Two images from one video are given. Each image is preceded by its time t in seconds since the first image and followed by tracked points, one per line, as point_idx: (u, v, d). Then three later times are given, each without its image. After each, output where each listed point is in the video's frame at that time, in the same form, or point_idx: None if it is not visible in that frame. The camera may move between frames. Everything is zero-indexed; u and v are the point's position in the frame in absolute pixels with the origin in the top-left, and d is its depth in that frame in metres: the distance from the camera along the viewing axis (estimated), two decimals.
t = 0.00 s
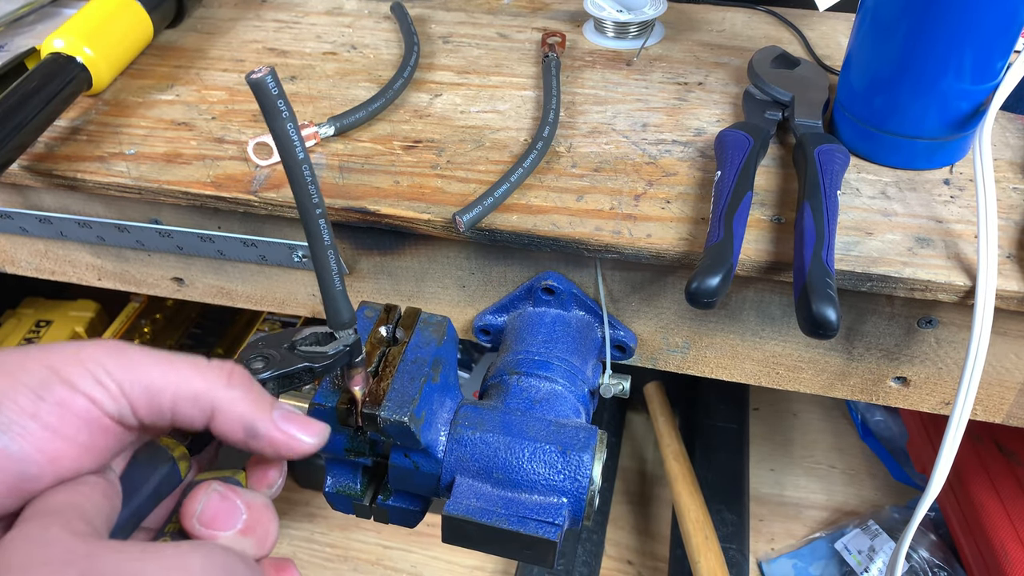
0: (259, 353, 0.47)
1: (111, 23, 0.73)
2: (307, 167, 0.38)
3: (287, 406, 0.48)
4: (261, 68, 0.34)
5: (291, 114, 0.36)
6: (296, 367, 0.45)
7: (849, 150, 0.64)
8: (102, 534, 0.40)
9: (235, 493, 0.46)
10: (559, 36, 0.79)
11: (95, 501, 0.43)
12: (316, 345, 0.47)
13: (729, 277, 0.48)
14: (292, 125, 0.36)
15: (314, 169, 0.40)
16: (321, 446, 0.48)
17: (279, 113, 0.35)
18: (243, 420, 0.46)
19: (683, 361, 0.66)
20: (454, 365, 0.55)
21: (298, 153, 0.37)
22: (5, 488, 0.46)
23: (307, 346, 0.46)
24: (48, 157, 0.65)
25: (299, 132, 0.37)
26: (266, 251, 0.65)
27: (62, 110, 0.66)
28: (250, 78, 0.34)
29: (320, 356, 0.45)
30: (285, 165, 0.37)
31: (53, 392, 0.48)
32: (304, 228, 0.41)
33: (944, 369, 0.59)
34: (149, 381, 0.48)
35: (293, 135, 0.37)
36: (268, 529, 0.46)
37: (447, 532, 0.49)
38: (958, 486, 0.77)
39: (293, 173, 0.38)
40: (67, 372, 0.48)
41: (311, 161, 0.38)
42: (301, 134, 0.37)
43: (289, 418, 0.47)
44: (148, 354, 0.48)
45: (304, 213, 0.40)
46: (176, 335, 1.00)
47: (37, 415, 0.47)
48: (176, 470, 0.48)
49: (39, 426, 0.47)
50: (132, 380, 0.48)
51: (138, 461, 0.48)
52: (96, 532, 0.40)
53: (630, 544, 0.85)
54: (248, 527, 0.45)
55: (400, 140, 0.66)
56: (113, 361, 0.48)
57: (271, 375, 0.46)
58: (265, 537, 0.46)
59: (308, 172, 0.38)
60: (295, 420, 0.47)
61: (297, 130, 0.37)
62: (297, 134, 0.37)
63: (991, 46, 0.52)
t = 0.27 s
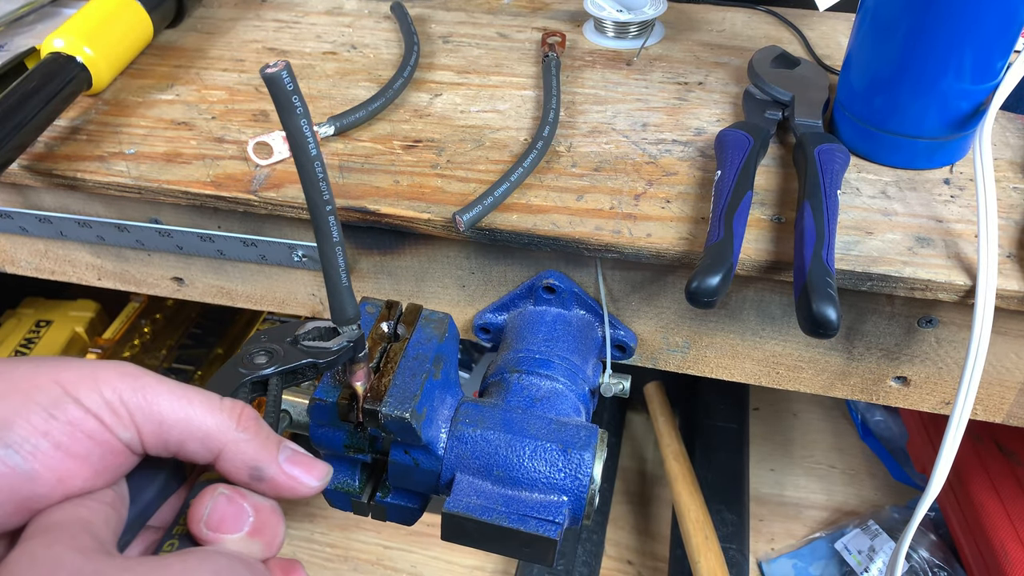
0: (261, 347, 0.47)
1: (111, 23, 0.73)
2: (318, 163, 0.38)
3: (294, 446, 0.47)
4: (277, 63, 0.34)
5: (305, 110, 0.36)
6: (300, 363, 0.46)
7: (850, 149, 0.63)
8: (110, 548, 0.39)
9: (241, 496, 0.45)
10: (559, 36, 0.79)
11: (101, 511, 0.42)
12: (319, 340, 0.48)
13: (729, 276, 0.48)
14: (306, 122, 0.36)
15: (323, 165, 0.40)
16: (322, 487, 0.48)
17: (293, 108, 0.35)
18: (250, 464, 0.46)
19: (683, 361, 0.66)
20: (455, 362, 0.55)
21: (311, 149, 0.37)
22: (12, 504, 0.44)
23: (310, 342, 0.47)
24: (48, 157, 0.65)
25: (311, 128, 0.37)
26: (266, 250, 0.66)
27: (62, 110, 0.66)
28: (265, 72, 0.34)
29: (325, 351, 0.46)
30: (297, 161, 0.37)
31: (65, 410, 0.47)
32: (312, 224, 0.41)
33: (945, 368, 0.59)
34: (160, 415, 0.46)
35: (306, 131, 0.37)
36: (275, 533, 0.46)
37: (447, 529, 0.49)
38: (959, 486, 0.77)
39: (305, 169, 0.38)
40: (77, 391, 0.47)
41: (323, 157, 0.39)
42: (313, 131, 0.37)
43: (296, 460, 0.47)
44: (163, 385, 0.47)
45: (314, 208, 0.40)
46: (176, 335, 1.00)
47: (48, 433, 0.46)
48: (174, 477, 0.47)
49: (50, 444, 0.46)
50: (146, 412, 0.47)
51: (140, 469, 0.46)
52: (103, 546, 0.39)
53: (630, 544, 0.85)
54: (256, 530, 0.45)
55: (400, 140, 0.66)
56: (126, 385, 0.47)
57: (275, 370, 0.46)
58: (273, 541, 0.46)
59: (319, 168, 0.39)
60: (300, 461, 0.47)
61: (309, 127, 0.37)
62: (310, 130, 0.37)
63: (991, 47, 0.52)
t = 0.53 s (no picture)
0: (262, 345, 0.47)
1: (111, 23, 0.73)
2: (318, 160, 0.39)
3: (288, 437, 0.46)
4: (276, 59, 0.35)
5: (304, 107, 0.36)
6: (300, 360, 0.46)
7: (850, 149, 0.63)
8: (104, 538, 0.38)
9: (239, 486, 0.44)
10: (559, 36, 0.79)
11: (96, 502, 0.40)
12: (319, 338, 0.48)
13: (729, 275, 0.48)
14: (305, 118, 0.37)
15: (323, 161, 0.40)
16: (317, 478, 0.47)
17: (293, 104, 0.36)
18: (243, 451, 0.45)
19: (683, 361, 0.66)
20: (455, 361, 0.55)
21: (310, 145, 0.38)
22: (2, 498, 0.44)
23: (310, 339, 0.47)
24: (48, 156, 0.65)
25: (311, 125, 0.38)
26: (266, 250, 0.66)
27: (62, 109, 0.66)
28: (265, 68, 0.34)
29: (324, 350, 0.46)
30: (295, 158, 0.38)
31: (51, 402, 0.46)
32: (312, 219, 0.42)
33: (945, 368, 0.59)
34: (150, 402, 0.46)
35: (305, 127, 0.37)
36: (274, 523, 0.45)
37: (446, 528, 0.49)
38: (959, 486, 0.77)
39: (304, 165, 0.38)
40: (65, 382, 0.46)
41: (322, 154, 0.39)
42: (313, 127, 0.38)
43: (290, 449, 0.46)
44: (154, 373, 0.46)
45: (313, 205, 0.41)
46: (176, 335, 1.00)
47: (33, 425, 0.46)
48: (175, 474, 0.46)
49: (35, 436, 0.45)
50: (136, 400, 0.46)
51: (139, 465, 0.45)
52: (97, 536, 0.38)
53: (630, 544, 0.85)
54: (254, 520, 0.44)
55: (400, 139, 0.66)
56: (114, 374, 0.46)
57: (275, 368, 0.46)
58: (273, 531, 0.45)
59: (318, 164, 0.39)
60: (295, 450, 0.46)
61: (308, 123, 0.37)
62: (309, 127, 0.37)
63: (990, 47, 0.52)
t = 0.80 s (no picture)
0: (263, 341, 0.47)
1: (111, 23, 0.73)
2: (321, 155, 0.39)
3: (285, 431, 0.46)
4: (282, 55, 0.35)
5: (310, 103, 0.37)
6: (300, 357, 0.46)
7: (850, 149, 0.63)
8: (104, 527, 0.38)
9: (240, 479, 0.44)
10: (559, 35, 0.79)
11: (95, 494, 0.40)
12: (320, 335, 0.48)
13: (729, 275, 0.48)
14: (310, 113, 0.37)
15: (327, 157, 0.40)
16: (316, 473, 0.47)
17: (298, 99, 0.36)
18: (242, 444, 0.44)
19: (683, 361, 0.66)
20: (455, 360, 0.55)
21: (313, 140, 0.38)
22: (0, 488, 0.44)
23: (311, 336, 0.47)
24: (48, 156, 0.65)
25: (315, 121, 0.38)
26: (266, 250, 0.66)
27: (61, 109, 0.66)
28: (270, 64, 0.34)
29: (325, 347, 0.46)
30: (299, 152, 0.38)
31: (49, 392, 0.46)
32: (314, 215, 0.42)
33: (945, 367, 0.59)
34: (148, 394, 0.45)
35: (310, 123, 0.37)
36: (275, 516, 0.45)
37: (446, 527, 0.49)
38: (959, 485, 0.77)
39: (307, 161, 0.39)
40: (62, 373, 0.46)
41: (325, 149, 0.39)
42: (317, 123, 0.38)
43: (289, 443, 0.45)
44: (152, 365, 0.46)
45: (316, 201, 0.41)
46: (176, 335, 1.00)
47: (31, 415, 0.46)
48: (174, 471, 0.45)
49: (33, 426, 0.46)
50: (134, 392, 0.46)
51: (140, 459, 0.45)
52: (97, 525, 0.38)
53: (630, 544, 0.85)
54: (256, 513, 0.44)
55: (400, 139, 0.66)
56: (112, 366, 0.46)
57: (276, 364, 0.46)
58: (274, 524, 0.45)
59: (321, 160, 0.39)
60: (293, 445, 0.46)
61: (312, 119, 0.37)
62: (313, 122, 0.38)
63: (990, 47, 0.52)
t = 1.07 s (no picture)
0: (264, 339, 0.47)
1: (111, 23, 0.73)
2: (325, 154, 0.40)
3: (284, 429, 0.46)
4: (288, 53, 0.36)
5: (315, 101, 0.38)
6: (303, 355, 0.46)
7: (850, 148, 0.63)
8: (109, 523, 0.38)
9: (243, 475, 0.44)
10: (559, 35, 0.79)
11: (99, 489, 0.40)
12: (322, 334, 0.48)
13: (730, 275, 0.48)
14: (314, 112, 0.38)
15: (330, 156, 0.41)
16: (316, 472, 0.47)
17: (302, 97, 0.37)
18: (243, 442, 0.44)
19: (683, 361, 0.66)
20: (456, 360, 0.55)
21: (318, 138, 0.39)
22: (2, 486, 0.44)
23: (312, 335, 0.47)
24: (48, 156, 0.65)
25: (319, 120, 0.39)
26: (266, 250, 0.66)
27: (61, 109, 0.66)
28: (276, 61, 0.35)
29: (328, 346, 0.46)
30: (303, 150, 0.39)
31: (50, 388, 0.46)
32: (319, 214, 0.43)
33: (945, 367, 0.59)
34: (150, 392, 0.46)
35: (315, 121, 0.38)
36: (279, 513, 0.45)
37: (446, 526, 0.49)
38: (959, 485, 0.77)
39: (312, 159, 0.40)
40: (63, 369, 0.46)
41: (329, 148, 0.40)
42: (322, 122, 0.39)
43: (290, 442, 0.45)
44: (154, 362, 0.46)
45: (320, 199, 0.42)
46: (176, 335, 1.00)
47: (32, 411, 0.46)
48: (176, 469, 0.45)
49: (33, 423, 0.46)
50: (135, 389, 0.46)
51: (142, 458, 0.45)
52: (102, 521, 0.38)
53: (630, 544, 0.85)
54: (260, 509, 0.44)
55: (400, 139, 0.66)
56: (113, 362, 0.46)
57: (279, 362, 0.46)
58: (279, 520, 0.45)
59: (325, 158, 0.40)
60: (294, 444, 0.45)
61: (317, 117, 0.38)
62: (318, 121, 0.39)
63: (990, 46, 0.52)
